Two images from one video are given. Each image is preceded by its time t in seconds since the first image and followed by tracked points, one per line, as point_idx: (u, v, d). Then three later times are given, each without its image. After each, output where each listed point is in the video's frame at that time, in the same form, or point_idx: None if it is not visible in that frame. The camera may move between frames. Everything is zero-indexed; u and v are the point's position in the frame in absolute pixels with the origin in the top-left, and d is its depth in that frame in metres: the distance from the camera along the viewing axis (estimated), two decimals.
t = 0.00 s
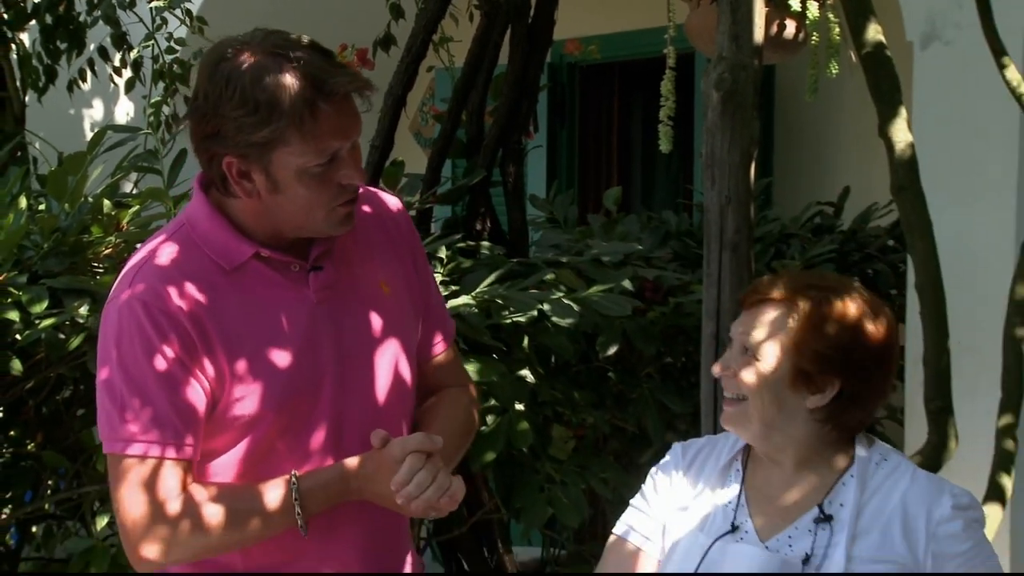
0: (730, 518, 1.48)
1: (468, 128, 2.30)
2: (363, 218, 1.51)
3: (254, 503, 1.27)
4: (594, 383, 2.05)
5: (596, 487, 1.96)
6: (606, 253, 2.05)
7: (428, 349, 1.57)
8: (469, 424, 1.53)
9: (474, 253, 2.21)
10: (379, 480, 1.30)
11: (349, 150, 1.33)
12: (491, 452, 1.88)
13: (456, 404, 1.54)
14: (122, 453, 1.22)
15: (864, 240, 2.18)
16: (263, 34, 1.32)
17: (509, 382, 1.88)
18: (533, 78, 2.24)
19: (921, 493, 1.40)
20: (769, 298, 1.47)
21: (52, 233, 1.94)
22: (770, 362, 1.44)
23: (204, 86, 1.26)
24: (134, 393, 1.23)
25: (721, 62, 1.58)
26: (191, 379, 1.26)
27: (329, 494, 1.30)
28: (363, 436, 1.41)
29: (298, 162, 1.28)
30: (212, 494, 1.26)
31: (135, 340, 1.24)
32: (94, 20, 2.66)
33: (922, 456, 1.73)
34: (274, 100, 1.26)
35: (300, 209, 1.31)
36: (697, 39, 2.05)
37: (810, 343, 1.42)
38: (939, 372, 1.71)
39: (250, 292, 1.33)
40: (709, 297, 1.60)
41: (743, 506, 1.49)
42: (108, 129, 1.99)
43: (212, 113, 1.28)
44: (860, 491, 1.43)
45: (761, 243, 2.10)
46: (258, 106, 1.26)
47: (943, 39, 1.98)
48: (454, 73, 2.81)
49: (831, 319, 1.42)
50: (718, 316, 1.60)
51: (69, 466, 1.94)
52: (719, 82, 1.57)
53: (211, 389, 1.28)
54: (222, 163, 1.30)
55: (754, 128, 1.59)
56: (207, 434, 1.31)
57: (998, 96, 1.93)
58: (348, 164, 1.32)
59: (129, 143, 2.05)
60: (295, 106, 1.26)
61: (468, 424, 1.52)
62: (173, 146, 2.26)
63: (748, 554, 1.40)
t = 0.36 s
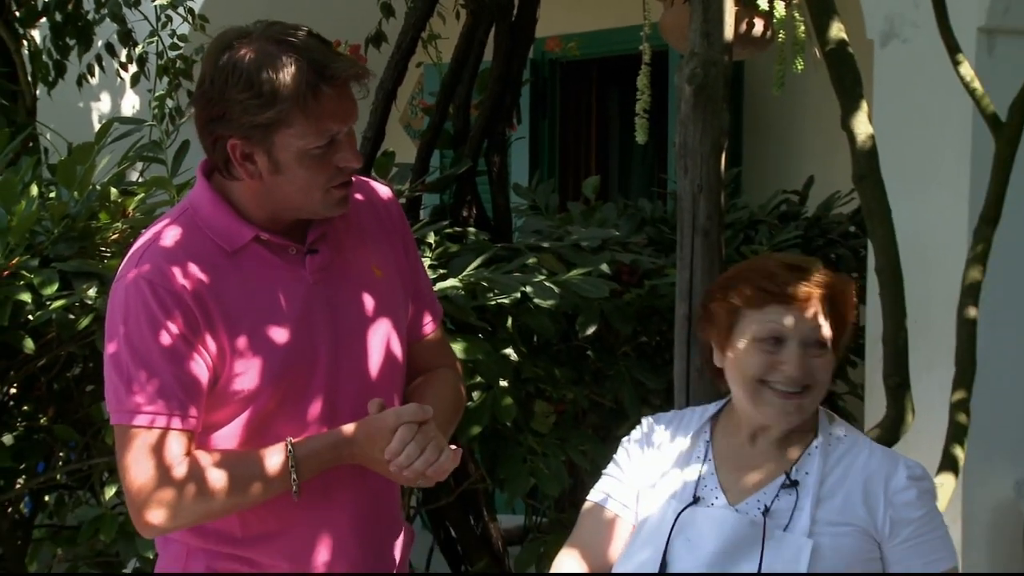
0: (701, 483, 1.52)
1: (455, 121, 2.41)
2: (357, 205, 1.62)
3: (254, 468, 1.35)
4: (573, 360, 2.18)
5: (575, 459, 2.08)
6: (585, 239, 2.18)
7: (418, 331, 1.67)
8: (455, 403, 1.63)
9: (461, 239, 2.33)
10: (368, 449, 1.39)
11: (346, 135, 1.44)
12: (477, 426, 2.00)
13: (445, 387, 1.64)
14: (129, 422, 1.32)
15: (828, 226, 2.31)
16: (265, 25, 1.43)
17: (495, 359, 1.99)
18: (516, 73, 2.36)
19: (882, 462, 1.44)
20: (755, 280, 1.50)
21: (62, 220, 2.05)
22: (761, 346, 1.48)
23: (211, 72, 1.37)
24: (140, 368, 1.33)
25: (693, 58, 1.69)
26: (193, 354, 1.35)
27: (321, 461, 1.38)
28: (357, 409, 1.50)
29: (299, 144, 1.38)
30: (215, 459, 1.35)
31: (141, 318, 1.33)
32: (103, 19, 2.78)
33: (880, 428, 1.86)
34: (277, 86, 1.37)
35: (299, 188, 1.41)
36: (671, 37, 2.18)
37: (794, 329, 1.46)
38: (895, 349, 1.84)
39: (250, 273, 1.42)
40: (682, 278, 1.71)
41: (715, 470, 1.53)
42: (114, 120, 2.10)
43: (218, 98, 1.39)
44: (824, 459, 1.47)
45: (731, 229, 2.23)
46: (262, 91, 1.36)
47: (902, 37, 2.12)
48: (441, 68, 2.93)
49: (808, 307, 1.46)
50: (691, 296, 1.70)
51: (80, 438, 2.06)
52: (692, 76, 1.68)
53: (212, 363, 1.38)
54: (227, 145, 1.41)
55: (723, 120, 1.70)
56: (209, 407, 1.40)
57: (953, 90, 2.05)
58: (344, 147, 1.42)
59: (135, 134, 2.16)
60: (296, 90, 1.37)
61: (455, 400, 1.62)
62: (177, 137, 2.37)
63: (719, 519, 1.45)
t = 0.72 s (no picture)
0: (693, 455, 1.59)
1: (446, 117, 2.53)
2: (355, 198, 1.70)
3: (258, 437, 1.39)
4: (558, 342, 2.31)
5: (560, 436, 2.22)
6: (569, 229, 2.29)
7: (412, 318, 1.76)
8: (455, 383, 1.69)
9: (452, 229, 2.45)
10: (365, 402, 1.41)
11: (347, 131, 1.51)
12: (467, 405, 2.11)
13: (447, 362, 1.72)
14: (138, 401, 1.36)
15: (798, 216, 2.44)
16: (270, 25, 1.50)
17: (483, 343, 2.10)
18: (505, 72, 2.48)
19: (849, 443, 1.60)
20: (756, 290, 1.56)
21: (75, 210, 2.16)
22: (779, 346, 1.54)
23: (219, 70, 1.44)
24: (150, 347, 1.38)
25: (670, 58, 1.78)
26: (201, 335, 1.41)
27: (318, 421, 1.41)
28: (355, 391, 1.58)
29: (303, 138, 1.45)
30: (222, 431, 1.39)
31: (150, 300, 1.39)
32: (112, 19, 2.88)
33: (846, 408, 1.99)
34: (282, 83, 1.44)
35: (303, 180, 1.48)
36: (650, 38, 2.31)
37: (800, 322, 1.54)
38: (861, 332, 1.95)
39: (255, 260, 1.50)
40: (661, 268, 1.80)
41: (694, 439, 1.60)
42: (124, 116, 2.22)
43: (226, 95, 1.46)
44: (801, 439, 1.60)
45: (707, 219, 2.36)
46: (269, 88, 1.44)
47: (867, 39, 2.25)
48: (434, 65, 3.06)
49: (803, 300, 1.54)
50: (670, 285, 1.81)
51: (92, 416, 2.18)
52: (669, 75, 1.77)
53: (219, 344, 1.44)
54: (232, 138, 1.47)
55: (700, 117, 1.78)
56: (215, 389, 1.47)
57: (916, 88, 2.17)
58: (345, 143, 1.50)
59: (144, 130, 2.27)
60: (300, 88, 1.44)
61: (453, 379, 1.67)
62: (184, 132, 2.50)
63: (723, 498, 1.53)
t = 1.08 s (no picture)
0: (668, 436, 1.65)
1: (440, 116, 2.66)
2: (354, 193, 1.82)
3: (262, 420, 1.50)
4: (546, 329, 2.43)
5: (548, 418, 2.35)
6: (556, 221, 2.43)
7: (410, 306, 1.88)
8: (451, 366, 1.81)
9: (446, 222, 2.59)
10: (358, 383, 1.51)
11: (344, 127, 1.62)
12: (460, 388, 2.23)
13: (445, 338, 1.84)
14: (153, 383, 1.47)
15: (772, 211, 2.57)
16: (270, 29, 1.61)
17: (474, 329, 2.22)
18: (495, 73, 2.62)
19: (804, 421, 1.70)
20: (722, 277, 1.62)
21: (88, 204, 2.29)
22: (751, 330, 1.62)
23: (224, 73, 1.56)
24: (162, 333, 1.49)
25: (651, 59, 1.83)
26: (209, 321, 1.52)
27: (324, 407, 1.52)
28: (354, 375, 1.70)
29: (302, 132, 1.56)
30: (229, 415, 1.50)
31: (163, 289, 1.50)
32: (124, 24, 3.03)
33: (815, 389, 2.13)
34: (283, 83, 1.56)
35: (303, 173, 1.59)
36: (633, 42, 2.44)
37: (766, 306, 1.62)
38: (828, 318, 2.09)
39: (260, 252, 1.61)
40: (641, 262, 1.87)
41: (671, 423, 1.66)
42: (135, 115, 2.35)
43: (230, 96, 1.57)
44: (765, 419, 1.68)
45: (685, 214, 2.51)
46: (270, 87, 1.55)
47: (836, 43, 2.39)
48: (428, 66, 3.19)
49: (770, 282, 1.63)
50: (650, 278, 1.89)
51: (103, 400, 2.31)
52: (650, 77, 1.83)
53: (227, 331, 1.55)
54: (237, 137, 1.58)
55: (681, 116, 1.83)
56: (223, 373, 1.57)
57: (882, 89, 2.30)
58: (343, 139, 1.60)
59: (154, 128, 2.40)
60: (299, 87, 1.55)
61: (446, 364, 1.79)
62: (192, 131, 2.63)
63: (707, 480, 1.59)
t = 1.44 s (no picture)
0: (642, 421, 1.73)
1: (435, 118, 2.81)
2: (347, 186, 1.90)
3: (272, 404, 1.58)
4: (534, 319, 2.58)
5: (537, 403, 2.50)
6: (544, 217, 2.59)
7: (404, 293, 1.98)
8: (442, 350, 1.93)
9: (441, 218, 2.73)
10: (364, 378, 1.60)
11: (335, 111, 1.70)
12: (453, 374, 2.37)
13: (437, 327, 1.96)
14: (166, 368, 1.55)
15: (749, 208, 2.72)
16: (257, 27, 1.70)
17: (468, 319, 2.35)
18: (488, 78, 2.76)
19: (779, 407, 1.76)
20: (680, 263, 1.69)
21: (103, 201, 2.43)
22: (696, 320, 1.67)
23: (219, 68, 1.64)
24: (172, 320, 1.57)
25: (635, 65, 1.98)
26: (217, 308, 1.60)
27: (332, 403, 1.60)
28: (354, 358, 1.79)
29: (295, 119, 1.63)
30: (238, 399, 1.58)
31: (172, 278, 1.57)
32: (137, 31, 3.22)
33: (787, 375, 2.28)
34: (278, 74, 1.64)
35: (299, 160, 1.66)
36: (618, 49, 2.59)
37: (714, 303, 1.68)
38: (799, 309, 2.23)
39: (263, 242, 1.69)
40: (627, 252, 2.02)
41: (648, 412, 1.74)
42: (148, 118, 2.48)
43: (225, 90, 1.65)
44: (738, 405, 1.74)
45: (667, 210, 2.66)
46: (264, 77, 1.62)
47: (808, 50, 2.54)
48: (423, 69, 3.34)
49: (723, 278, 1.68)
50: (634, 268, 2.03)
51: (117, 386, 2.46)
52: (634, 81, 1.98)
53: (234, 317, 1.63)
54: (235, 129, 1.66)
55: (663, 118, 1.99)
56: (231, 357, 1.66)
57: (851, 93, 2.44)
58: (335, 122, 1.69)
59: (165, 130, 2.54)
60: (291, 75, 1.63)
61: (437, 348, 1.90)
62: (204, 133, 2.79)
63: (674, 462, 1.65)
